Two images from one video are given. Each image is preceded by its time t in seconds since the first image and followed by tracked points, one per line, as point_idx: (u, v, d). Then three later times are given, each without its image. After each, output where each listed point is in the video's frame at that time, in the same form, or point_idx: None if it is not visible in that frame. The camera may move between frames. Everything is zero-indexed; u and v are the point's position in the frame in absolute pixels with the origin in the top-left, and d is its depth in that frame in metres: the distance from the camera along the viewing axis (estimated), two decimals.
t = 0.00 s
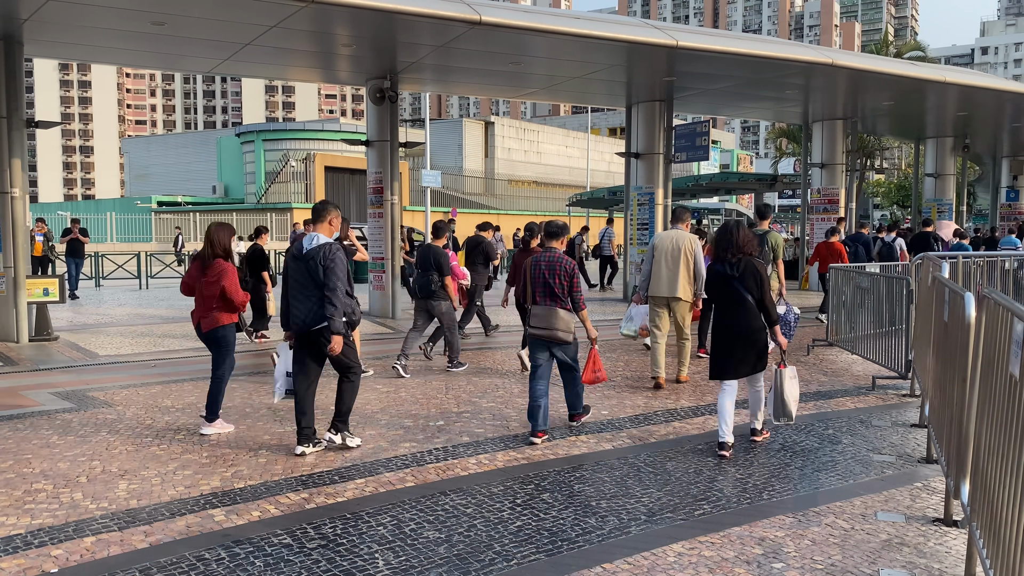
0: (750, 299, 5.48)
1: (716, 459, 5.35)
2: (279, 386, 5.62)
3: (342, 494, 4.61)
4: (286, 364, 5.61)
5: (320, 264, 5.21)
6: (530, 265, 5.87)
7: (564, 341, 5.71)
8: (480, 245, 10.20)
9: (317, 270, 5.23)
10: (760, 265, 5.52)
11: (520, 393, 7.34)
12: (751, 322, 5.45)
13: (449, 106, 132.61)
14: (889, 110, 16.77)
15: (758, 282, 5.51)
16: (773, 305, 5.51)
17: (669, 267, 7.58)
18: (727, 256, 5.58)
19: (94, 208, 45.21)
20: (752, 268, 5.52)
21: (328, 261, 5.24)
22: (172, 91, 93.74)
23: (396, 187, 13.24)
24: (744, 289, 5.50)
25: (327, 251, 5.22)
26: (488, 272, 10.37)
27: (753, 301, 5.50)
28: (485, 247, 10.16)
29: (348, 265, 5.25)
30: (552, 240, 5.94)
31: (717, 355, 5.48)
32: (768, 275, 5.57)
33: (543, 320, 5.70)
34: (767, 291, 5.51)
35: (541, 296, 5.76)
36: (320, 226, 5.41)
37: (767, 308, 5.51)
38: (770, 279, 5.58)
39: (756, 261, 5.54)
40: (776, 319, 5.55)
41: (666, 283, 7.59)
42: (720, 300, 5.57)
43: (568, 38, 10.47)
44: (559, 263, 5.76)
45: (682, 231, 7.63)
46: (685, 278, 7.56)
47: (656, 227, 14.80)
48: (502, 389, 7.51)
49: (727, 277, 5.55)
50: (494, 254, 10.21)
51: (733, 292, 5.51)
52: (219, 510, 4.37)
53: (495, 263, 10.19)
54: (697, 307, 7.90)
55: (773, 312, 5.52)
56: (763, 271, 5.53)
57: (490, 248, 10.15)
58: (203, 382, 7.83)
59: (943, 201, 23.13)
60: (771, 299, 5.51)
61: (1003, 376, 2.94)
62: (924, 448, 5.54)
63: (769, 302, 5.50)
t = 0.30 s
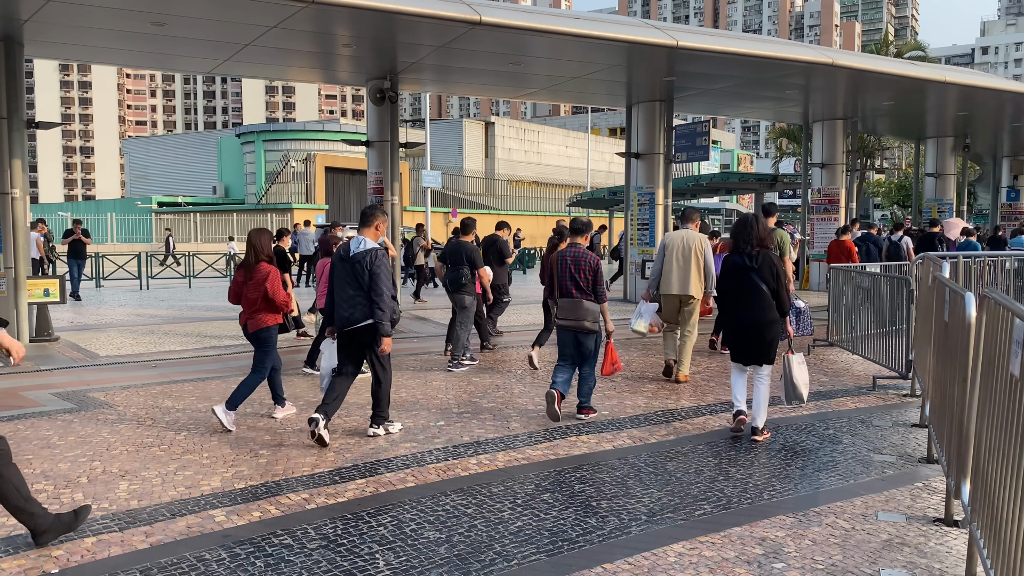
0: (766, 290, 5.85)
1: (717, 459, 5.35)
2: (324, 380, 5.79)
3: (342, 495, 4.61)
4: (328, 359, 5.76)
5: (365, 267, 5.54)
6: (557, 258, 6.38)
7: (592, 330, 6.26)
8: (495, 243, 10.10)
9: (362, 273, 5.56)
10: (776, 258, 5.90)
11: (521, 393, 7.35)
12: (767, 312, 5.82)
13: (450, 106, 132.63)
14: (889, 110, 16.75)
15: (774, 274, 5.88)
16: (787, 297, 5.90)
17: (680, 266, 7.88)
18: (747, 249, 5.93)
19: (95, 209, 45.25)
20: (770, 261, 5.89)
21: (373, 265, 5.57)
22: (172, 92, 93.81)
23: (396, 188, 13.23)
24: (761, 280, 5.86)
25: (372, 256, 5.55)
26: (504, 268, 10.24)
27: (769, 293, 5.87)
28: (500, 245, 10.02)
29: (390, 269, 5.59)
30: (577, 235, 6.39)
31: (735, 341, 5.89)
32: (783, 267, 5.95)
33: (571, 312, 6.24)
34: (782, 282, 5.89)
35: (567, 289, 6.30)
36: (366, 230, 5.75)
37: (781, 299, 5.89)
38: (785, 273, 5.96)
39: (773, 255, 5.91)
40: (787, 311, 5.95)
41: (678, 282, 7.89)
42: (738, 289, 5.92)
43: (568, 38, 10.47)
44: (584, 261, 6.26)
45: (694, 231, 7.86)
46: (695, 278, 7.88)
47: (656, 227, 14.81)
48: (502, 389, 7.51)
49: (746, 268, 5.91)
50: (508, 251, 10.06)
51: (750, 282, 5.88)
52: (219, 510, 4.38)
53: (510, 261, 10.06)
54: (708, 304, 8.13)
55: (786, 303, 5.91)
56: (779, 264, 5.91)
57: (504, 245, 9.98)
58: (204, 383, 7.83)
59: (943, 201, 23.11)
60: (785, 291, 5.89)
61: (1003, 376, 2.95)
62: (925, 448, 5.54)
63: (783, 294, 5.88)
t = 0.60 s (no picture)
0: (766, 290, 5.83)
1: (718, 459, 5.36)
2: (359, 373, 6.22)
3: (343, 495, 4.61)
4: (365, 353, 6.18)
5: (409, 267, 5.85)
6: (575, 260, 6.70)
7: (607, 327, 6.52)
8: (513, 244, 10.43)
9: (404, 271, 5.85)
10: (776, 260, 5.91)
11: (522, 393, 7.36)
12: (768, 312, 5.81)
13: (451, 106, 132.83)
14: (889, 110, 16.74)
15: (775, 275, 5.88)
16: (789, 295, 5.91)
17: (686, 266, 8.01)
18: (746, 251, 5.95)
19: (96, 210, 45.31)
20: (769, 261, 5.89)
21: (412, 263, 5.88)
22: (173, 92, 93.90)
23: (397, 189, 13.21)
24: (762, 281, 5.86)
25: (413, 254, 5.87)
26: (521, 268, 10.64)
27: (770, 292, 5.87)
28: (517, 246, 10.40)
29: (437, 267, 5.90)
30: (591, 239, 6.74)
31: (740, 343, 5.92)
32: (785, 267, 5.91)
33: (589, 310, 6.53)
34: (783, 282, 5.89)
35: (586, 289, 6.60)
36: (402, 229, 5.98)
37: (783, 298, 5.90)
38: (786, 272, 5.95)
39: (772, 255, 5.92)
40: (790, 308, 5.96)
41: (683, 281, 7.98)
42: (739, 291, 5.95)
43: (568, 38, 10.46)
44: (601, 261, 6.59)
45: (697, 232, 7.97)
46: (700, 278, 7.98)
47: (656, 227, 14.83)
48: (504, 389, 7.52)
49: (746, 269, 5.93)
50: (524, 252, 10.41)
51: (751, 284, 5.89)
52: (220, 511, 4.38)
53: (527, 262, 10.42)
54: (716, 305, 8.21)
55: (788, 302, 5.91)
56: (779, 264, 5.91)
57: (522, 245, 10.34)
58: (205, 384, 7.84)
59: (943, 201, 23.09)
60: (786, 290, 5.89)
61: (1004, 376, 2.95)
62: (926, 448, 5.54)
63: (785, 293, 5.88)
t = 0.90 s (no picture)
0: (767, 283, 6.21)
1: (720, 459, 5.36)
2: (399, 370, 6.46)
3: (344, 496, 4.61)
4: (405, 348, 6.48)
5: (440, 262, 6.22)
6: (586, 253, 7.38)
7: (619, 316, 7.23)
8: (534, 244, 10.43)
9: (436, 267, 6.22)
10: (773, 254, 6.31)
11: (523, 394, 7.37)
12: (771, 303, 6.19)
13: (450, 108, 133.10)
14: (890, 111, 16.72)
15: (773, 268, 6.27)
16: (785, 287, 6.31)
17: (690, 265, 8.03)
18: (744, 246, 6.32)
19: (97, 212, 45.30)
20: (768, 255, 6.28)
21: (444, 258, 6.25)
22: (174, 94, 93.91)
23: (397, 190, 13.21)
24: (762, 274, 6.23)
25: (442, 250, 6.23)
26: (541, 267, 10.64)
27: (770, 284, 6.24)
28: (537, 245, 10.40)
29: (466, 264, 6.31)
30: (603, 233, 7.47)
31: (742, 335, 6.20)
32: (782, 261, 6.35)
33: (602, 300, 7.20)
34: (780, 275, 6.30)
35: (598, 280, 7.27)
36: (434, 228, 6.31)
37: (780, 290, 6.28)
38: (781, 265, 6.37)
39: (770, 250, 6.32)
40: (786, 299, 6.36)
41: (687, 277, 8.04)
42: (741, 285, 6.29)
43: (568, 39, 10.46)
44: (611, 254, 7.25)
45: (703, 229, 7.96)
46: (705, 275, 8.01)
47: (657, 228, 14.84)
48: (505, 391, 7.53)
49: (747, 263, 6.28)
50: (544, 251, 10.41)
51: (752, 277, 6.24)
52: (220, 512, 4.38)
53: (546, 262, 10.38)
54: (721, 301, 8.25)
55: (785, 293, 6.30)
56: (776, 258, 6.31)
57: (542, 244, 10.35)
58: (207, 385, 7.84)
59: (944, 202, 23.06)
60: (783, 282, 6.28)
61: (1004, 376, 2.96)
62: (927, 449, 5.54)
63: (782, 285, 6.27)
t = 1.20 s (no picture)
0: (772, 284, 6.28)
1: (720, 461, 5.36)
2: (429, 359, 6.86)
3: (345, 498, 4.61)
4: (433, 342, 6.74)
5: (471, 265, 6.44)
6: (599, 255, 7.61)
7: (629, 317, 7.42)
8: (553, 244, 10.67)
9: (468, 269, 6.46)
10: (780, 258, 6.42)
11: (523, 395, 7.36)
12: (773, 304, 6.22)
13: (451, 110, 133.12)
14: (890, 112, 16.70)
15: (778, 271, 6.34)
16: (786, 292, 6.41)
17: (697, 266, 8.04)
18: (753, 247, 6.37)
19: (97, 213, 45.32)
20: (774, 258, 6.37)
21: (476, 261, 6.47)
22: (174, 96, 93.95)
23: (397, 192, 13.20)
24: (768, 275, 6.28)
25: (476, 254, 6.44)
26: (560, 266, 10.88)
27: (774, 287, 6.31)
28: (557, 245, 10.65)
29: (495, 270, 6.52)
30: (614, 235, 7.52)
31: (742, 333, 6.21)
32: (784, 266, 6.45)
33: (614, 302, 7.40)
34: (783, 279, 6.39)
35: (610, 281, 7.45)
36: (471, 233, 6.60)
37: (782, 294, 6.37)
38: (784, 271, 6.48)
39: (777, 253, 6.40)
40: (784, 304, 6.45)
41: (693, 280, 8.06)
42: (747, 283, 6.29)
43: (569, 40, 10.46)
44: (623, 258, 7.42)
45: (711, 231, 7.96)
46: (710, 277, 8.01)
47: (657, 229, 14.82)
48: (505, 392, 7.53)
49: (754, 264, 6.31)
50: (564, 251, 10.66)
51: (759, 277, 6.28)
52: (220, 513, 4.38)
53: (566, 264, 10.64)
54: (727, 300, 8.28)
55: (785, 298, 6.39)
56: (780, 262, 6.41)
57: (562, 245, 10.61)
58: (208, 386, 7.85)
59: (945, 202, 23.01)
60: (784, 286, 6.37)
61: (1005, 376, 2.95)
62: (927, 451, 5.54)
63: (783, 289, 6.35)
